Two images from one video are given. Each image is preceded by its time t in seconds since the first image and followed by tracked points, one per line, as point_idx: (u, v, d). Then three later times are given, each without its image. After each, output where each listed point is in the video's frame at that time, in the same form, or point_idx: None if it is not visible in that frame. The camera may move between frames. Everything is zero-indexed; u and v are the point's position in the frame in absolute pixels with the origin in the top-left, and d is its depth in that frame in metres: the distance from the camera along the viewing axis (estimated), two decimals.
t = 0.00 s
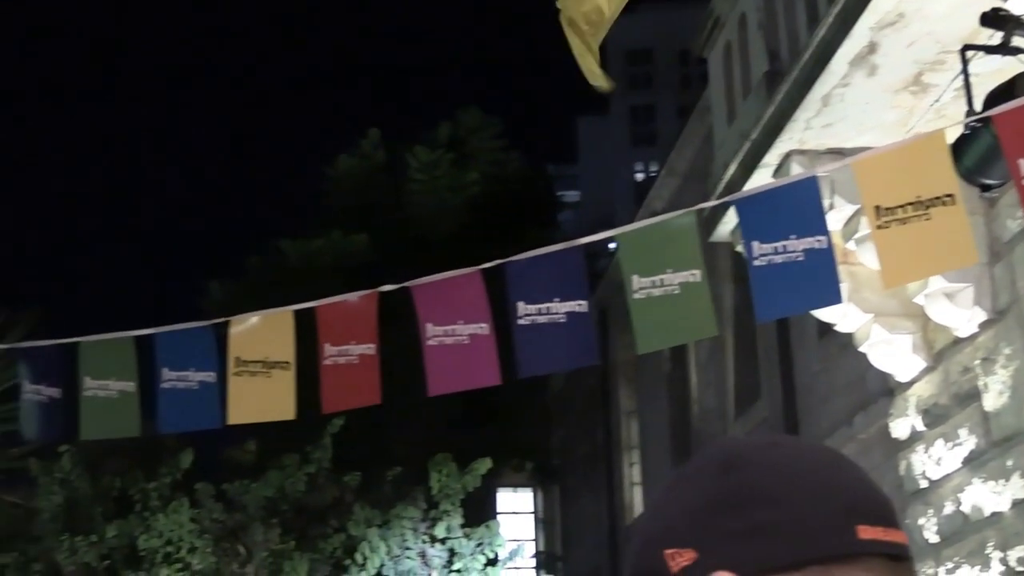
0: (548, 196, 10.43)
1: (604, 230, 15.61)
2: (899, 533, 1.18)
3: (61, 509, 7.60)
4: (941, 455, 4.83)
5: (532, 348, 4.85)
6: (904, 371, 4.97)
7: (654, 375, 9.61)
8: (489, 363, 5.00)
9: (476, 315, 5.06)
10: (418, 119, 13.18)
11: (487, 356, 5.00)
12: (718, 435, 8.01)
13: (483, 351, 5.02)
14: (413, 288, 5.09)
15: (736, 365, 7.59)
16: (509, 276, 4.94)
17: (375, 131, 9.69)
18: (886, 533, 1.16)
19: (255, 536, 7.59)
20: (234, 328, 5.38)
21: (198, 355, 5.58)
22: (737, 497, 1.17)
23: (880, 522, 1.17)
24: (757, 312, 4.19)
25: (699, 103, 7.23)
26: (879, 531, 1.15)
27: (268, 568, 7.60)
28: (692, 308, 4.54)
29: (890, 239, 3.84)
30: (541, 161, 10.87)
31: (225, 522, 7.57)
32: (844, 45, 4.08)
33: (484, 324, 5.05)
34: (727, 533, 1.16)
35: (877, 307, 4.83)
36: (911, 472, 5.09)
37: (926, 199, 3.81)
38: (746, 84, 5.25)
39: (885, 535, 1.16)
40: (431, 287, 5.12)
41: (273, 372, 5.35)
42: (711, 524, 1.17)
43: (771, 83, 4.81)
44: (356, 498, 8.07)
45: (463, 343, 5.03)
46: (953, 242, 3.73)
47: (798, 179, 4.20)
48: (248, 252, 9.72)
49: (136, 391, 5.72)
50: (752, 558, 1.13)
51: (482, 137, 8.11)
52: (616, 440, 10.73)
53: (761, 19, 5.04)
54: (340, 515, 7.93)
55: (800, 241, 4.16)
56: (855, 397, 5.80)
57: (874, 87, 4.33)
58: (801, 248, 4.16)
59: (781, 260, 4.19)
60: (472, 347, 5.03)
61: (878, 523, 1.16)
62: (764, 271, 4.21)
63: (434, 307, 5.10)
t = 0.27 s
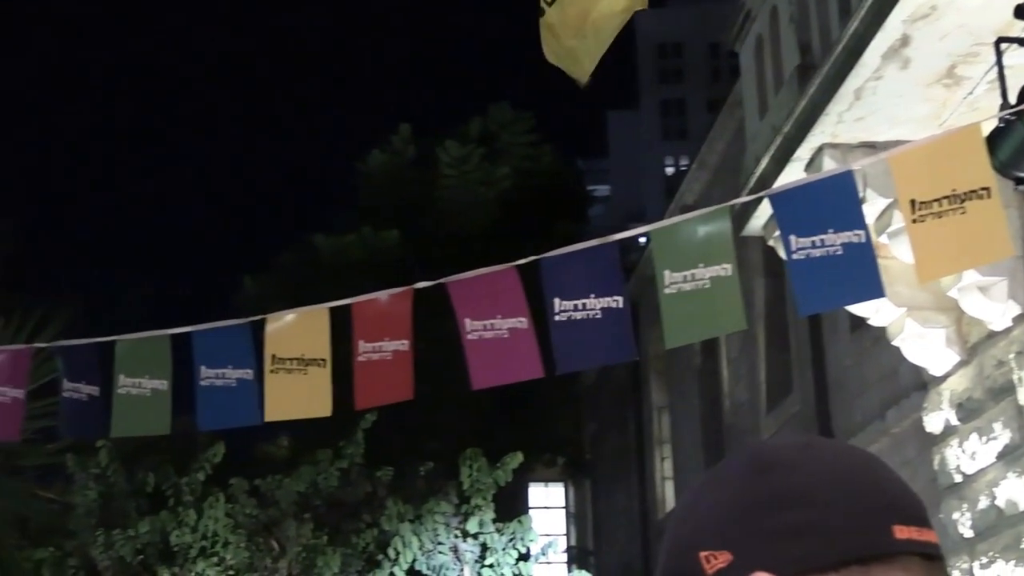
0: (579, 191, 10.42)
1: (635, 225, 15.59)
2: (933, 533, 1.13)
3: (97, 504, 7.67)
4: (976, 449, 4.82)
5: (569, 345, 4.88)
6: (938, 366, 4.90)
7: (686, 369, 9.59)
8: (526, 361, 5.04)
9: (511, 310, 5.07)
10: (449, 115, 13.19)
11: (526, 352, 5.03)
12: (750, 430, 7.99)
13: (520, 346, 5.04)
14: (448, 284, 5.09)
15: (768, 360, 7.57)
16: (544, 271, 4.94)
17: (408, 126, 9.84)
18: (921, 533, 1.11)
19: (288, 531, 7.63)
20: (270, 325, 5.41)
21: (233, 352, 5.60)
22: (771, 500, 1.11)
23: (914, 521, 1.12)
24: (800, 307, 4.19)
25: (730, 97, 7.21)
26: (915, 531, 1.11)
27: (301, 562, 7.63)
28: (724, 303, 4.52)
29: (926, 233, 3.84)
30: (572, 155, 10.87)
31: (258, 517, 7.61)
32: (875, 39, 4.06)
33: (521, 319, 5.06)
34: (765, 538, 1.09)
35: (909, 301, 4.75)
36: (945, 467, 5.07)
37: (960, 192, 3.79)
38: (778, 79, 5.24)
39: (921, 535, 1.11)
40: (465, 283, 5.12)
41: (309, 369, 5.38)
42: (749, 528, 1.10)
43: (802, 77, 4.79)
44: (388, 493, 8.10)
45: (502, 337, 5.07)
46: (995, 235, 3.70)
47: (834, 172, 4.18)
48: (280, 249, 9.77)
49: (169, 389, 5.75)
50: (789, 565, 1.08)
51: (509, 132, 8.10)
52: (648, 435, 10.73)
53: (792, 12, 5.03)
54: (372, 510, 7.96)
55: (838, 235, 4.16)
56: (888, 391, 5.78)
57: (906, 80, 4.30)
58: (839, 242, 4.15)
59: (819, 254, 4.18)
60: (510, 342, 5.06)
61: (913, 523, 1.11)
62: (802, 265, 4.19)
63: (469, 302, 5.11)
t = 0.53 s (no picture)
0: (600, 188, 10.42)
1: (656, 222, 15.57)
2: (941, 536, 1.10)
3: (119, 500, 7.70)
4: (999, 448, 4.79)
5: (588, 344, 4.86)
6: (961, 364, 4.89)
7: (707, 366, 9.57)
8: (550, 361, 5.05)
9: (534, 309, 5.08)
10: (469, 112, 13.19)
11: (548, 352, 5.04)
12: (771, 429, 7.97)
13: (542, 346, 5.05)
14: (472, 283, 5.10)
15: (790, 358, 7.56)
16: (568, 271, 4.95)
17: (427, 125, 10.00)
18: (929, 538, 1.09)
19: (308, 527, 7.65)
20: (295, 323, 5.42)
21: (258, 348, 5.62)
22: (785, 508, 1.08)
23: (922, 526, 1.09)
24: (821, 307, 4.19)
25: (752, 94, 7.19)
26: (924, 536, 1.08)
27: (323, 558, 7.66)
28: (749, 303, 4.52)
29: (949, 234, 3.83)
30: (593, 153, 10.87)
31: (281, 513, 7.65)
32: (899, 37, 4.05)
33: (543, 318, 5.07)
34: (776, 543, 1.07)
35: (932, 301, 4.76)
36: (968, 465, 5.06)
37: (984, 193, 3.78)
38: (801, 76, 5.23)
39: (929, 540, 1.09)
40: (488, 281, 5.11)
41: (331, 367, 5.39)
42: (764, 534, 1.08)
43: (826, 75, 4.79)
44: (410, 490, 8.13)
45: (525, 336, 5.08)
46: (1017, 237, 3.69)
47: (857, 173, 4.17)
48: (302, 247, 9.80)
49: (193, 385, 5.77)
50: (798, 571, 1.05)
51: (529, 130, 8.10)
52: (669, 432, 10.72)
53: (815, 10, 5.02)
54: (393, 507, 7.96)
55: (861, 236, 4.15)
56: (910, 390, 5.76)
57: (930, 78, 4.29)
58: (862, 242, 4.15)
59: (842, 255, 4.17)
60: (532, 341, 5.07)
61: (923, 528, 1.09)
62: (825, 265, 4.19)
63: (492, 301, 5.11)
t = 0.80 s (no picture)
0: (615, 189, 10.41)
1: (670, 222, 15.56)
2: (942, 544, 1.13)
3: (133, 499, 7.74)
4: (1013, 452, 4.65)
5: (599, 345, 4.88)
6: (975, 366, 4.87)
7: (721, 367, 9.56)
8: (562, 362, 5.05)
9: (546, 310, 5.08)
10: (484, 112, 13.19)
11: (560, 353, 5.05)
12: (785, 430, 7.96)
13: (554, 348, 5.06)
14: (486, 284, 5.11)
15: (803, 360, 7.54)
16: (581, 272, 4.96)
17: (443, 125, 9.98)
18: (932, 545, 1.12)
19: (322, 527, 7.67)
20: (309, 323, 5.44)
21: (274, 349, 5.63)
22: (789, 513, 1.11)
23: (925, 533, 1.12)
24: (831, 310, 4.20)
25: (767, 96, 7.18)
26: (925, 544, 1.11)
27: (336, 557, 7.69)
28: (759, 303, 4.51)
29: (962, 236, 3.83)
30: (608, 153, 10.86)
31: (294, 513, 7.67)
32: (914, 40, 4.03)
33: (555, 320, 5.07)
34: (782, 555, 1.10)
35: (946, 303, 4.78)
36: (984, 469, 4.95)
37: (998, 195, 3.77)
38: (817, 77, 5.22)
39: (931, 547, 1.12)
40: (502, 282, 5.12)
41: (346, 367, 5.40)
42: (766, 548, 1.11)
43: (841, 78, 4.78)
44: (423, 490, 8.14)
45: (536, 338, 5.08)
46: None
47: (871, 175, 4.16)
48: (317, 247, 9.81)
49: (213, 385, 5.79)
50: None
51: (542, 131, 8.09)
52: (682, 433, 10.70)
53: (831, 12, 5.01)
54: (406, 507, 7.96)
55: (873, 239, 4.14)
56: (925, 392, 5.75)
57: (945, 80, 4.28)
58: (874, 245, 4.14)
59: (853, 257, 4.17)
60: (544, 343, 5.08)
61: (926, 536, 1.12)
62: (836, 268, 4.20)
63: (505, 302, 5.12)
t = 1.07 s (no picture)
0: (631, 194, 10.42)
1: (686, 228, 15.55)
2: (948, 550, 1.07)
3: (151, 505, 7.76)
4: None
5: (612, 351, 4.88)
6: (992, 371, 4.80)
7: (737, 373, 9.54)
8: (576, 370, 5.06)
9: (560, 318, 5.09)
10: (500, 117, 13.21)
11: (575, 363, 5.07)
12: (802, 436, 7.95)
13: (569, 356, 5.07)
14: (500, 291, 5.11)
15: (820, 366, 7.53)
16: (595, 279, 4.96)
17: (459, 131, 9.98)
18: (939, 553, 1.06)
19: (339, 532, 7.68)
20: (323, 331, 5.43)
21: (289, 357, 5.64)
22: (797, 521, 1.06)
23: (930, 540, 1.06)
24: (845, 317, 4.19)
25: (784, 101, 7.18)
26: (933, 552, 1.05)
27: (352, 563, 7.65)
28: (775, 310, 4.51)
29: (980, 244, 3.82)
30: (623, 159, 10.87)
31: (310, 518, 7.69)
32: (931, 46, 4.03)
33: (570, 329, 5.08)
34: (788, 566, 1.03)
35: (963, 307, 4.78)
36: (1000, 475, 4.86)
37: (1016, 203, 3.77)
38: (833, 84, 5.22)
39: (940, 555, 1.06)
40: (516, 290, 5.12)
41: (361, 375, 5.40)
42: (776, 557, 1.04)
43: (857, 83, 4.78)
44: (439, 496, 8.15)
45: (551, 346, 5.09)
46: None
47: (887, 182, 4.16)
48: (334, 253, 9.82)
49: (228, 394, 5.79)
50: None
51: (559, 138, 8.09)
52: (698, 438, 10.69)
53: (847, 18, 5.01)
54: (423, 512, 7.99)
55: (888, 246, 4.14)
56: (942, 398, 5.74)
57: (962, 85, 4.28)
58: (889, 252, 4.14)
59: (868, 265, 4.17)
60: (560, 351, 5.09)
61: (932, 543, 1.06)
62: (851, 276, 4.20)
63: (518, 310, 5.11)
